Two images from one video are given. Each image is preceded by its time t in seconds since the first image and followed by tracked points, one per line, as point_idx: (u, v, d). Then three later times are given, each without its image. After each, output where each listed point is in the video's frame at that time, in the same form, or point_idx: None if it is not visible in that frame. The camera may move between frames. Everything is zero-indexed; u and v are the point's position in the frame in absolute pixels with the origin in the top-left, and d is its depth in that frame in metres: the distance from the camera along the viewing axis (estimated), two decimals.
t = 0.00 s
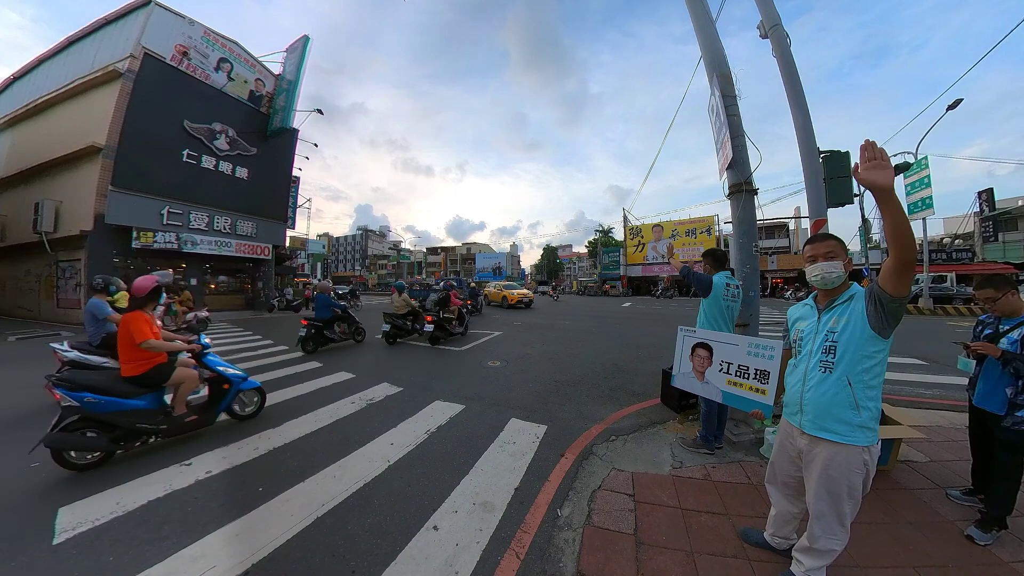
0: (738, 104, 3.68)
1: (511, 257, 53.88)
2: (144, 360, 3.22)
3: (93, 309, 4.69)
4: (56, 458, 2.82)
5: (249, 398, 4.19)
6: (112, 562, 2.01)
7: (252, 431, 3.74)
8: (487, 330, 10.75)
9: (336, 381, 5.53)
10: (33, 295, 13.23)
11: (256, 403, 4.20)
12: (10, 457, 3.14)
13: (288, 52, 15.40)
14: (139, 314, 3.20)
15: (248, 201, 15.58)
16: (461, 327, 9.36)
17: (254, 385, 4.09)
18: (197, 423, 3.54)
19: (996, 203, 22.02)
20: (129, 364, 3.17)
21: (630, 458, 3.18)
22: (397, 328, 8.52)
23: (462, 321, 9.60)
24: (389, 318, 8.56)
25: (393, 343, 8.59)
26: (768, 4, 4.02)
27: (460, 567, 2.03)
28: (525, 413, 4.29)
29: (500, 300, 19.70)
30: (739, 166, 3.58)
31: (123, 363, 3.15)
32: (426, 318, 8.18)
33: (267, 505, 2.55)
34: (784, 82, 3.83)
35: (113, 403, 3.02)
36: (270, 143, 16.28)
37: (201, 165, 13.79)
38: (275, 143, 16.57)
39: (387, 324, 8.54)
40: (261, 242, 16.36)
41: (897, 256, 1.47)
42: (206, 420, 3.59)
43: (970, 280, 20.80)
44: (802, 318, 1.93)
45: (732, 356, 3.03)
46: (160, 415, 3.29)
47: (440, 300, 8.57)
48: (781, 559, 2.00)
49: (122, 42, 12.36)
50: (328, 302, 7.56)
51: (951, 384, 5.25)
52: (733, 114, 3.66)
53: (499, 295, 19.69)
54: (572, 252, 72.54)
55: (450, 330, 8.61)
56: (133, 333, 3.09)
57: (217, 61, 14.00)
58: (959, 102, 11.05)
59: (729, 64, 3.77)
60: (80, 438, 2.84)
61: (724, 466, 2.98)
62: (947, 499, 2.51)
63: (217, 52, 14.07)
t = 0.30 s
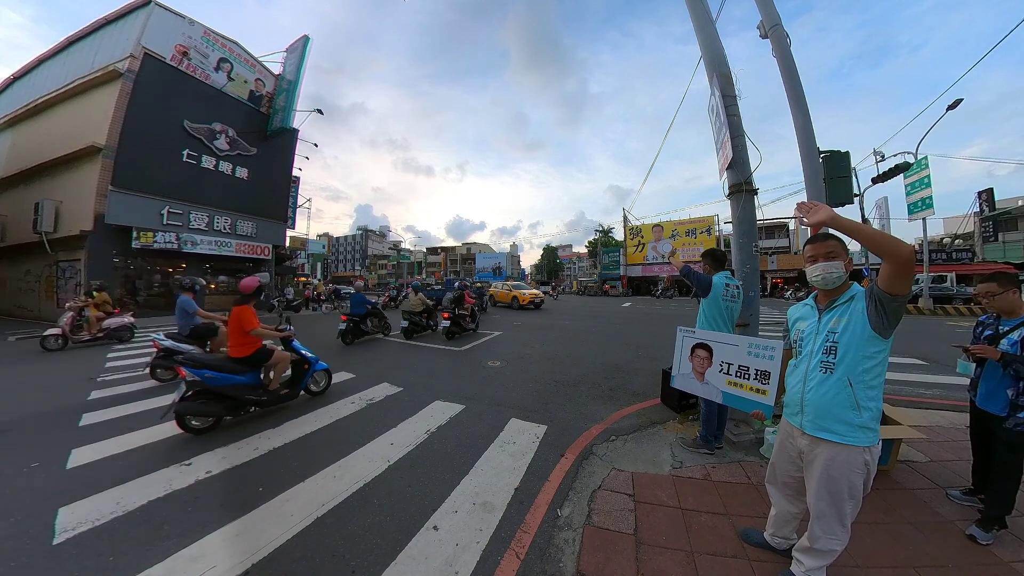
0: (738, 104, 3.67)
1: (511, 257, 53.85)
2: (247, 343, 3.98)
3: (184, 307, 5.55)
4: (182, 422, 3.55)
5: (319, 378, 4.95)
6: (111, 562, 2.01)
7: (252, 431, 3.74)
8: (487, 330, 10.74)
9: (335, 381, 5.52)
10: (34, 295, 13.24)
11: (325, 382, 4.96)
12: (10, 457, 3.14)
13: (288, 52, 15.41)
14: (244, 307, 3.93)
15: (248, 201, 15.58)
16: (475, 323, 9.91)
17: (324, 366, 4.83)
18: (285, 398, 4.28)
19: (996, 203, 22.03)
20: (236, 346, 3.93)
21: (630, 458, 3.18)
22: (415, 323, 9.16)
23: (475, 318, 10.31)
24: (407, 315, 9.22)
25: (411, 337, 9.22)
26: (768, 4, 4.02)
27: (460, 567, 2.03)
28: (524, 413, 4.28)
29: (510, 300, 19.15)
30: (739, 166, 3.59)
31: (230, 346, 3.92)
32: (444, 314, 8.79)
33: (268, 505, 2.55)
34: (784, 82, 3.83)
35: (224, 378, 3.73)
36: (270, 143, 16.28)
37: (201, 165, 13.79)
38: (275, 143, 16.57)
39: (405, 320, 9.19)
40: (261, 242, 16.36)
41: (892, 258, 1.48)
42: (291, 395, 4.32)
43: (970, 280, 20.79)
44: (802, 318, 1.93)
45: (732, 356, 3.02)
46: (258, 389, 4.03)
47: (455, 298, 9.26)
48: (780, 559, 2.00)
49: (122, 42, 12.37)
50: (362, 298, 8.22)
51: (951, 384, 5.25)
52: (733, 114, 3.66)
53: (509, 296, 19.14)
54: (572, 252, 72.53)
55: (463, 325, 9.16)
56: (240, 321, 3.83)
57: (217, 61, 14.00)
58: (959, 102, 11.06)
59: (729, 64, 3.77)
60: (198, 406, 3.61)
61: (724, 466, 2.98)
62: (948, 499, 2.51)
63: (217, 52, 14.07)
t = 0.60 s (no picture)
0: (738, 104, 3.67)
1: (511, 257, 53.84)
2: (316, 332, 4.70)
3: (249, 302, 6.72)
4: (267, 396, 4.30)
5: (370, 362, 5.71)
6: (112, 562, 2.01)
7: (252, 431, 3.74)
8: (487, 330, 10.74)
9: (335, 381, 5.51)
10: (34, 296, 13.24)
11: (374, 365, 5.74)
12: (11, 457, 3.14)
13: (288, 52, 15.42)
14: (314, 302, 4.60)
15: (248, 201, 15.58)
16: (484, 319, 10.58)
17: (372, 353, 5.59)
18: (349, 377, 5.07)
19: (996, 203, 22.02)
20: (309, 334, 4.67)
21: (630, 458, 3.18)
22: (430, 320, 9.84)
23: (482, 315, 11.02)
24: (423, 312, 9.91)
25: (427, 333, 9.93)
26: (768, 4, 4.02)
27: (460, 567, 2.03)
28: (525, 413, 4.29)
29: (523, 301, 18.43)
30: (739, 166, 3.59)
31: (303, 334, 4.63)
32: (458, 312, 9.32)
33: (268, 505, 2.55)
34: (784, 82, 3.83)
35: (300, 360, 4.46)
36: (270, 143, 16.28)
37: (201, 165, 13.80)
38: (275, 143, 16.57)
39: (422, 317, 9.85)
40: (261, 242, 16.35)
41: (892, 257, 1.48)
42: (351, 375, 5.06)
43: (970, 280, 20.80)
44: (802, 318, 1.93)
45: (732, 356, 3.02)
46: (325, 370, 4.76)
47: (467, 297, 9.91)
48: (780, 559, 2.00)
49: (122, 42, 12.37)
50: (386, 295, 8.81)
51: (951, 384, 5.24)
52: (733, 114, 3.66)
53: (522, 296, 18.42)
54: (572, 252, 72.54)
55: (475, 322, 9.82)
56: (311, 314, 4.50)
57: (217, 61, 14.00)
58: (959, 102, 11.07)
59: (729, 64, 3.77)
60: (281, 383, 4.32)
61: (724, 466, 2.98)
62: (947, 499, 2.51)
63: (217, 53, 14.07)
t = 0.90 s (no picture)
0: (738, 104, 3.67)
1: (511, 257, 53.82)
2: (366, 324, 5.45)
3: (299, 301, 7.21)
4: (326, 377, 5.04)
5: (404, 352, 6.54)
6: (111, 562, 2.01)
7: (252, 431, 3.74)
8: (487, 330, 10.74)
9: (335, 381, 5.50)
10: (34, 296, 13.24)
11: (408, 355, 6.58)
12: (11, 457, 3.14)
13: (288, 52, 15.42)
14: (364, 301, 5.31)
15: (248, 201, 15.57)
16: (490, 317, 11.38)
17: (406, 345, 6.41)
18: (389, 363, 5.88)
19: (996, 203, 22.02)
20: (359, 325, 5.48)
21: (630, 458, 3.18)
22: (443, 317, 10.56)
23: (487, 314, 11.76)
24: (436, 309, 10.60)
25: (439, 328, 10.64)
26: (768, 4, 4.02)
27: (460, 567, 2.03)
28: (525, 413, 4.29)
29: (539, 303, 17.27)
30: (739, 166, 3.59)
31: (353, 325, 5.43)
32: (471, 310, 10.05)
33: (268, 505, 2.55)
34: (784, 82, 3.83)
35: (353, 347, 5.21)
36: (270, 143, 16.28)
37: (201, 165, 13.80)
38: (276, 143, 16.57)
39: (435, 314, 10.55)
40: (261, 242, 16.36)
41: (896, 256, 1.47)
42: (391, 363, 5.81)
43: (970, 280, 20.80)
44: (801, 318, 1.93)
45: (731, 356, 3.03)
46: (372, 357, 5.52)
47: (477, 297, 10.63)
48: (780, 559, 2.00)
49: (122, 42, 12.37)
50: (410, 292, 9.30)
51: (951, 384, 5.25)
52: (733, 114, 3.66)
53: (537, 297, 17.27)
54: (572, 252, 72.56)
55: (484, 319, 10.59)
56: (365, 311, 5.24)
57: (217, 61, 14.00)
58: (958, 102, 11.07)
59: (729, 64, 3.77)
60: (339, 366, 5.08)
61: (724, 466, 2.98)
62: (948, 499, 2.51)
63: (218, 53, 14.07)
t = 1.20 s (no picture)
0: (738, 104, 3.67)
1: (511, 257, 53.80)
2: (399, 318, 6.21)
3: (337, 297, 8.16)
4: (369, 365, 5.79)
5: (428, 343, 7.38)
6: (112, 562, 2.01)
7: (253, 431, 3.74)
8: (487, 330, 10.75)
9: (336, 381, 5.51)
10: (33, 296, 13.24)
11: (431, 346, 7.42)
12: (11, 457, 3.14)
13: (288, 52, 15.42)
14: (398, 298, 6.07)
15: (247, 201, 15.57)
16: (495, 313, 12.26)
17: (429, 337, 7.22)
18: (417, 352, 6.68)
19: (996, 203, 22.01)
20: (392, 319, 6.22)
21: (630, 458, 3.18)
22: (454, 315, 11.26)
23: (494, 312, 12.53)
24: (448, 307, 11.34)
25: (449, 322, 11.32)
26: (768, 4, 4.02)
27: (460, 567, 2.03)
28: (525, 413, 4.28)
29: (558, 303, 16.19)
30: (739, 166, 3.59)
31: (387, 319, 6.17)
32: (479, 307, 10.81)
33: (268, 505, 2.55)
34: (784, 82, 3.83)
35: (392, 338, 5.98)
36: (270, 143, 16.28)
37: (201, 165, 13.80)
38: (276, 143, 16.58)
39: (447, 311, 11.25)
40: (261, 242, 16.36)
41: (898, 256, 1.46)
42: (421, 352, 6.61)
43: (970, 280, 20.80)
44: (801, 318, 1.93)
45: (730, 356, 3.03)
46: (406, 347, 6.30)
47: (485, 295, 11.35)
48: (780, 559, 2.00)
49: (122, 41, 12.37)
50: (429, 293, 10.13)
51: (951, 385, 5.25)
52: (733, 114, 3.66)
53: (556, 297, 16.21)
54: (572, 252, 72.56)
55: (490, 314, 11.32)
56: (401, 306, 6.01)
57: (217, 61, 14.00)
58: (959, 103, 11.03)
59: (729, 64, 3.77)
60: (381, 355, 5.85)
61: (724, 466, 2.98)
62: (947, 499, 2.51)
63: (217, 52, 14.07)
